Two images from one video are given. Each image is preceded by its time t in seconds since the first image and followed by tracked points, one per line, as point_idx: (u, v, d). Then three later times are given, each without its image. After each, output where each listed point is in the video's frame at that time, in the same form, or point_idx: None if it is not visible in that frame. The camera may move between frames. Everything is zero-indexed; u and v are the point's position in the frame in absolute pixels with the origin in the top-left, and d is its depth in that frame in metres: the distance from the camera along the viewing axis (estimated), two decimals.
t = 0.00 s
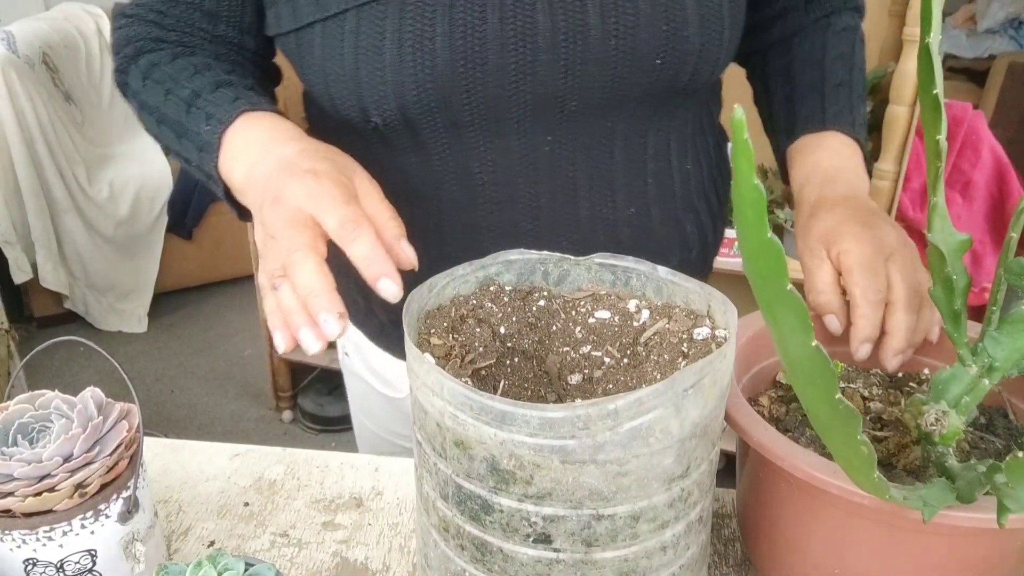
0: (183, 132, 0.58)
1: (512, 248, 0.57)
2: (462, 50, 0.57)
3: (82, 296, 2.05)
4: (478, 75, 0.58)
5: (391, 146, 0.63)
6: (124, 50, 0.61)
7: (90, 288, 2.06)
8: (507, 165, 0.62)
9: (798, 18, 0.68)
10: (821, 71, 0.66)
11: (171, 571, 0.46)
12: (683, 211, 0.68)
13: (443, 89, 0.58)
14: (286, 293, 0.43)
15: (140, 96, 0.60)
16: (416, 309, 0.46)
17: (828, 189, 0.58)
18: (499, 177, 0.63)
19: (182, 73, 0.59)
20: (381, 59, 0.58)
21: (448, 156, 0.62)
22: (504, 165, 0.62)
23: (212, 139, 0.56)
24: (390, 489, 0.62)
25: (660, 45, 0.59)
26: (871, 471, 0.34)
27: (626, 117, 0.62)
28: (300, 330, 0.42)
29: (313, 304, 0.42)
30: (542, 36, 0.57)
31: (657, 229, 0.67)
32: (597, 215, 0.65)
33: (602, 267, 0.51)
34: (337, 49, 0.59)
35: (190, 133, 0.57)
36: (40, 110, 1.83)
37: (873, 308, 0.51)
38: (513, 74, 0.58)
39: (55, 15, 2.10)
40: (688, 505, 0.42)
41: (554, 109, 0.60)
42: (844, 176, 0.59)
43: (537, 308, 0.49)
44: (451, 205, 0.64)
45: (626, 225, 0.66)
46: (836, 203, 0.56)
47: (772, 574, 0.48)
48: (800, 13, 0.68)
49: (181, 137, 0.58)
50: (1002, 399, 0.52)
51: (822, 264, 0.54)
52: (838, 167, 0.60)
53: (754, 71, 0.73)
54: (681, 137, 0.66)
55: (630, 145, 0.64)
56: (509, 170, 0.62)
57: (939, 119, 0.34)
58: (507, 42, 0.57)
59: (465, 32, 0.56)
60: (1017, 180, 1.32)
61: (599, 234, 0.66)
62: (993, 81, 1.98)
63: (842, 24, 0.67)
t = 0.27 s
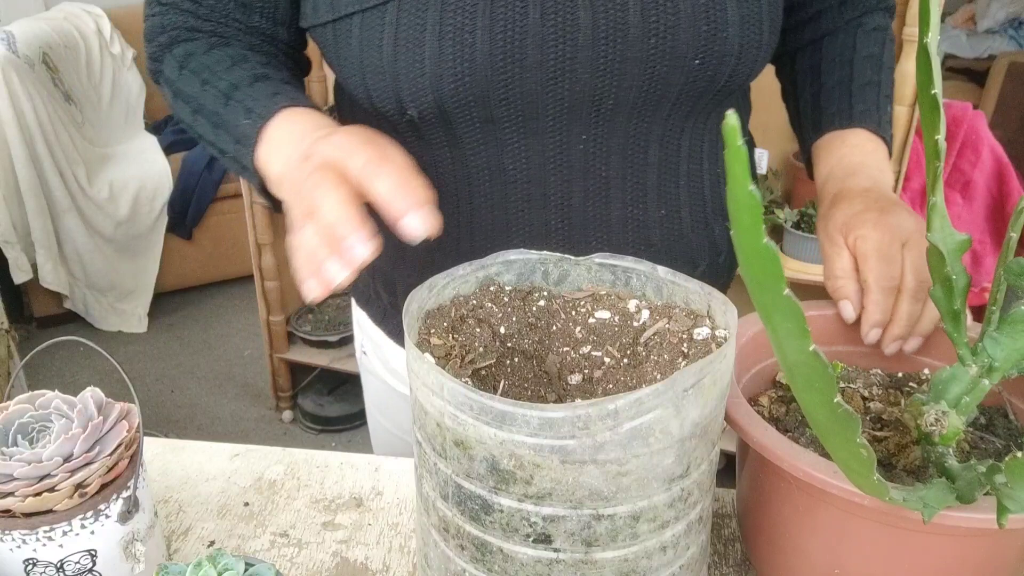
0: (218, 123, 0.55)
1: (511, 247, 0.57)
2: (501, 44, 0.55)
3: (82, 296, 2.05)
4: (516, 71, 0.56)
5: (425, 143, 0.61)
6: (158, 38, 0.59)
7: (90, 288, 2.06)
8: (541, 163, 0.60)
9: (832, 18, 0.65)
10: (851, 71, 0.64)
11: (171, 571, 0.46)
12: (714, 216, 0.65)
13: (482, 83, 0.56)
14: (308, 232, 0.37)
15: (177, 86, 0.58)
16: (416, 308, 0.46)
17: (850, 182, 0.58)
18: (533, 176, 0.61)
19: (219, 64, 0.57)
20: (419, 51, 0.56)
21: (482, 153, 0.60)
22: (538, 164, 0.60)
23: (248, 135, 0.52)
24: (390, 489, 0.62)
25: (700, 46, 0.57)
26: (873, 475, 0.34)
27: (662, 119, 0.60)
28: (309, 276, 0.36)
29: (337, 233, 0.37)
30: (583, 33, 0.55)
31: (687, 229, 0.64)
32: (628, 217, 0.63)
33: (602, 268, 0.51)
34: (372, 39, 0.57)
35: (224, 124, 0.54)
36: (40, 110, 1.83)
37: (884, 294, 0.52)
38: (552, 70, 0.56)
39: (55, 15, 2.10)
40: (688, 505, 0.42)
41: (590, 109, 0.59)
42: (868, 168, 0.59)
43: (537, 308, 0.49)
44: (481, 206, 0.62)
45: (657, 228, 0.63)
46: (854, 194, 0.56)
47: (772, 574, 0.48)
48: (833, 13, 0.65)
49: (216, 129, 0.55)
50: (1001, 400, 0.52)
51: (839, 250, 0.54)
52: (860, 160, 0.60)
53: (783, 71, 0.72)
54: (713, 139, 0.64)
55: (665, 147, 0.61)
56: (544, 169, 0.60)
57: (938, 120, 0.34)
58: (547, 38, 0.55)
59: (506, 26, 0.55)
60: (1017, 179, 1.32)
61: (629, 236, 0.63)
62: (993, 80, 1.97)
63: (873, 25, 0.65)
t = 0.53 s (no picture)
0: (287, 130, 0.51)
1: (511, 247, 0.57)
2: (529, 37, 0.55)
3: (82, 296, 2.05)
4: (542, 64, 0.56)
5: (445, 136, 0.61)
6: (197, 43, 0.54)
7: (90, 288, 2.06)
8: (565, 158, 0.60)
9: (847, 23, 0.65)
10: (862, 72, 0.64)
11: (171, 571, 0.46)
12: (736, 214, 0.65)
13: (509, 77, 0.57)
14: (449, 143, 0.39)
15: (226, 92, 0.53)
16: (416, 308, 0.46)
17: (852, 180, 0.58)
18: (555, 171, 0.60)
19: (277, 68, 0.53)
20: (445, 43, 0.56)
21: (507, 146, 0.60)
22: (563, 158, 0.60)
23: (328, 139, 0.48)
24: (390, 489, 0.62)
25: (725, 42, 0.56)
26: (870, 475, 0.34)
27: (688, 116, 0.60)
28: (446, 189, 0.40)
29: (500, 132, 0.38)
30: (609, 28, 0.55)
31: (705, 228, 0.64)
32: (649, 214, 0.62)
33: (602, 267, 0.51)
34: (399, 30, 0.56)
35: (296, 130, 0.50)
36: (40, 110, 1.83)
37: (888, 288, 0.51)
38: (577, 65, 0.56)
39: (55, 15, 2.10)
40: (689, 505, 0.42)
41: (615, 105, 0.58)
42: (870, 171, 0.59)
43: (537, 308, 0.49)
44: (499, 203, 0.62)
45: (677, 226, 0.63)
46: (854, 194, 0.56)
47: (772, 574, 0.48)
48: (849, 18, 0.65)
49: (282, 134, 0.51)
50: (1001, 400, 0.52)
51: (836, 246, 0.54)
52: (862, 163, 0.60)
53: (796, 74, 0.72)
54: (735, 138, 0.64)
55: (689, 144, 0.61)
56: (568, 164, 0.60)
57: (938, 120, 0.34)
58: (574, 31, 0.55)
59: (532, 19, 0.55)
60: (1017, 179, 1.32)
61: (651, 233, 0.63)
62: (993, 81, 1.97)
63: (888, 30, 0.65)
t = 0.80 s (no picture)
0: (329, 148, 0.51)
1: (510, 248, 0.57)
2: (548, 34, 0.55)
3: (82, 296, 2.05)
4: (563, 61, 0.56)
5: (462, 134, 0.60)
6: (230, 51, 0.53)
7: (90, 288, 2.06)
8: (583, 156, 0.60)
9: (851, 31, 0.66)
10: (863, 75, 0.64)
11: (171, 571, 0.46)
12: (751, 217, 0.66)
13: (528, 73, 0.56)
14: (528, 189, 0.39)
15: (260, 104, 0.52)
16: (416, 308, 0.46)
17: (855, 193, 0.58)
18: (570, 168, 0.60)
19: (317, 83, 0.52)
20: (465, 40, 0.55)
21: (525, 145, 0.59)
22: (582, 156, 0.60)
23: (376, 159, 0.49)
24: (390, 489, 0.62)
25: (743, 39, 0.56)
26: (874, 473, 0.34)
27: (704, 114, 0.60)
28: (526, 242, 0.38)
29: (592, 189, 0.38)
30: (629, 25, 0.55)
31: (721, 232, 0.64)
32: (666, 213, 0.63)
33: (602, 267, 0.51)
34: (416, 28, 0.56)
35: (340, 149, 0.50)
36: (40, 110, 1.83)
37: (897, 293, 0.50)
38: (596, 62, 0.56)
39: (55, 15, 2.10)
40: (689, 505, 0.42)
41: (632, 102, 0.58)
42: (872, 182, 0.59)
43: (537, 308, 0.49)
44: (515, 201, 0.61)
45: (691, 227, 0.63)
46: (858, 204, 0.56)
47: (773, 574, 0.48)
48: (853, 27, 0.66)
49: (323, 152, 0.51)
50: (1002, 401, 0.52)
51: (841, 255, 0.54)
52: (864, 173, 0.60)
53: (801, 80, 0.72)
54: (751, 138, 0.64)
55: (705, 143, 0.61)
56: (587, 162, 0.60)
57: (937, 122, 0.34)
58: (593, 29, 0.55)
59: (552, 16, 0.54)
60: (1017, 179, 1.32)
61: (666, 235, 0.63)
62: (993, 81, 1.97)
63: (891, 43, 0.65)
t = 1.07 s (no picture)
0: (315, 138, 0.50)
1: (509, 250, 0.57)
2: (554, 36, 0.55)
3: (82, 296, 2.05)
4: (568, 62, 0.56)
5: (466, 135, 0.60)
6: (222, 44, 0.53)
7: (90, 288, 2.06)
8: (585, 157, 0.60)
9: (848, 37, 0.65)
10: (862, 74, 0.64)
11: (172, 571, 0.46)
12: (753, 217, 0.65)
13: (533, 75, 0.56)
14: (488, 254, 0.39)
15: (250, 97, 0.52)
16: (416, 308, 0.46)
17: (850, 209, 0.58)
18: (573, 169, 0.60)
19: (308, 76, 0.52)
20: (471, 41, 0.55)
21: (527, 145, 0.59)
22: (584, 157, 0.60)
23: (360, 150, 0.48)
24: (390, 489, 0.62)
25: (746, 41, 0.56)
26: (873, 472, 0.34)
27: (707, 116, 0.60)
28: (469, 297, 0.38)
29: (546, 287, 0.38)
30: (634, 27, 0.55)
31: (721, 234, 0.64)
32: (668, 211, 0.62)
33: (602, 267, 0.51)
34: (420, 28, 0.56)
35: (325, 139, 0.50)
36: (40, 110, 1.83)
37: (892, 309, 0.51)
38: (600, 64, 0.56)
39: (55, 15, 2.10)
40: (689, 505, 0.42)
41: (636, 104, 0.58)
42: (866, 199, 0.59)
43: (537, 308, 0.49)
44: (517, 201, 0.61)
45: (695, 226, 0.63)
46: (852, 220, 0.56)
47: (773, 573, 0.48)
48: (850, 33, 0.65)
49: (308, 144, 0.51)
50: (1002, 401, 0.52)
51: (836, 269, 0.54)
52: (859, 190, 0.60)
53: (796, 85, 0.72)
54: (752, 139, 0.64)
55: (707, 144, 0.61)
56: (589, 163, 0.60)
57: (937, 122, 0.34)
58: (598, 31, 0.55)
59: (557, 18, 0.55)
60: (1017, 179, 1.32)
61: (669, 235, 0.63)
62: (993, 81, 1.97)
63: (886, 52, 0.65)
